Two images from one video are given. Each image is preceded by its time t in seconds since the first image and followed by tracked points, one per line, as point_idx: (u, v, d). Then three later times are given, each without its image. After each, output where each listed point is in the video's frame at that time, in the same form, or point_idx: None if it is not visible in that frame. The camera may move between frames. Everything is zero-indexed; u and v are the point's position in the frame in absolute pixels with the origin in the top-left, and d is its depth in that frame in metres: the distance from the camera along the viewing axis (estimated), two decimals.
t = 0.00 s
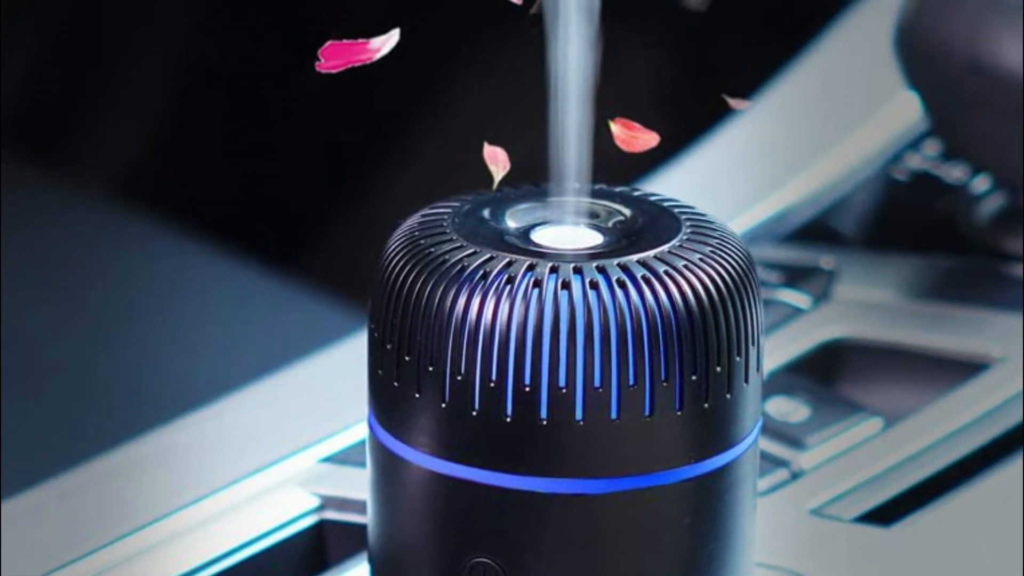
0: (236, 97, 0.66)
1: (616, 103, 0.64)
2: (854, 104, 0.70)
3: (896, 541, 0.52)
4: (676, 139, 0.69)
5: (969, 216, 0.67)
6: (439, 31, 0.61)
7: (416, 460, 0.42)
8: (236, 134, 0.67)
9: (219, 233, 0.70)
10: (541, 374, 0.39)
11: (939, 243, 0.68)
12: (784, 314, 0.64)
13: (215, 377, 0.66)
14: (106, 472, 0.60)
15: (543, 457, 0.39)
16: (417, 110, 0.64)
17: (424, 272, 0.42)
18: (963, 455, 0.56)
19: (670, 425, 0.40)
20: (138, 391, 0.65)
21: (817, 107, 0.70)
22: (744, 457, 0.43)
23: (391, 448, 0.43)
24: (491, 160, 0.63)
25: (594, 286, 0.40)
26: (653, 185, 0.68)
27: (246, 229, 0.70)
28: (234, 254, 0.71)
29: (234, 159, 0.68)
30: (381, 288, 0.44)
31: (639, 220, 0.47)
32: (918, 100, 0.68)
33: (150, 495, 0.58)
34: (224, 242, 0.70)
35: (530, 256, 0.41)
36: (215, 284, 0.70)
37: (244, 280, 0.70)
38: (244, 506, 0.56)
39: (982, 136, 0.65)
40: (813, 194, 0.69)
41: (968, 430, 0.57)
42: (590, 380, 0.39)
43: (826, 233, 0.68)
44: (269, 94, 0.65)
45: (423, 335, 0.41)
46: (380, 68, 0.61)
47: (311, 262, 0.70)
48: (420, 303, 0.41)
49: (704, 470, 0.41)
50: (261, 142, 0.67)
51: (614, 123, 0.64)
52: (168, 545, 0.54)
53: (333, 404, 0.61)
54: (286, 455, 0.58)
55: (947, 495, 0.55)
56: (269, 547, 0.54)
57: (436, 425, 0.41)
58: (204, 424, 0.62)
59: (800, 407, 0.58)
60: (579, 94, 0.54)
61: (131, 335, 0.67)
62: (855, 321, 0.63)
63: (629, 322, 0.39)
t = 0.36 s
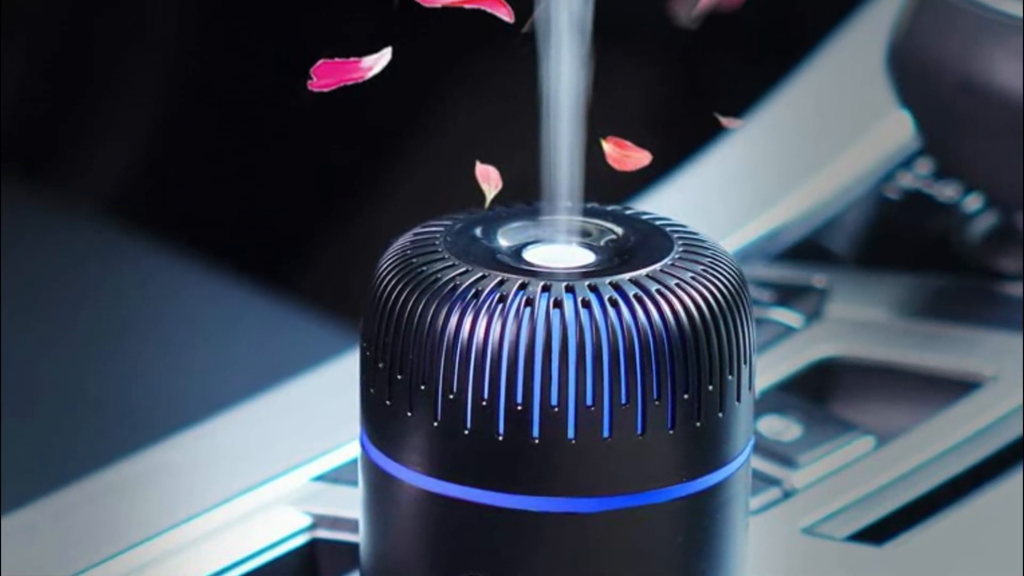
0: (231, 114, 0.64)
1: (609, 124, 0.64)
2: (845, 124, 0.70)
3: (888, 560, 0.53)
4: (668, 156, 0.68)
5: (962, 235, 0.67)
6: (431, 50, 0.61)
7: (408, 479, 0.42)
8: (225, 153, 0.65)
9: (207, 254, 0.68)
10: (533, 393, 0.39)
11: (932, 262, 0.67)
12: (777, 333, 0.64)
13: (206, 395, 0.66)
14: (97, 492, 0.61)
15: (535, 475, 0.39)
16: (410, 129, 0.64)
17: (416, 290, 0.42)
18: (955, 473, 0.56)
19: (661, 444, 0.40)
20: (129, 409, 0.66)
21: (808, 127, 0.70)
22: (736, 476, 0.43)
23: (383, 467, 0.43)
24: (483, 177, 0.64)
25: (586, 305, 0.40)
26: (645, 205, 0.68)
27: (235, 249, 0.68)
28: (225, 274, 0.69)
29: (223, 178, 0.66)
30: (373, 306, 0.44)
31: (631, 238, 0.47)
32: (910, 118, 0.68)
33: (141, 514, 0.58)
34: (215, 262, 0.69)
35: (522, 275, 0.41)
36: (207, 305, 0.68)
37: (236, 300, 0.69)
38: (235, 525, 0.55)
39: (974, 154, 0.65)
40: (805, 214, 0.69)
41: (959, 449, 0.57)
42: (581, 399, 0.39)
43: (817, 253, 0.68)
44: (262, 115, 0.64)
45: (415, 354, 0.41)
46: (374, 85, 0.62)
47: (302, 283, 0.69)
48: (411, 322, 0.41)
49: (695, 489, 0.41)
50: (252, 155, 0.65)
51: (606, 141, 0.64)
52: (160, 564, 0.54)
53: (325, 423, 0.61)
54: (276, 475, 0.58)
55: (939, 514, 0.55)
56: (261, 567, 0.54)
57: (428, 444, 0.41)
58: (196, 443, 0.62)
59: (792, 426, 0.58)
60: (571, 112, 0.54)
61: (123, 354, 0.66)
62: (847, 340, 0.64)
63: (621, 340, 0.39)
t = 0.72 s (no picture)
0: (228, 142, 0.66)
1: (599, 140, 0.64)
2: (836, 144, 0.71)
3: None
4: (662, 175, 0.70)
5: (954, 253, 0.68)
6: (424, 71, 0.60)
7: (400, 497, 0.42)
8: (223, 172, 0.67)
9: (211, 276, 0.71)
10: (525, 412, 0.39)
11: (924, 280, 0.68)
12: (769, 352, 0.63)
13: (201, 416, 0.64)
14: (89, 511, 0.59)
15: (527, 494, 0.39)
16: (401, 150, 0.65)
17: (408, 309, 0.42)
18: (948, 492, 0.56)
19: (654, 463, 0.40)
20: (122, 426, 0.64)
21: (801, 147, 0.71)
22: (729, 495, 0.43)
23: (375, 485, 0.43)
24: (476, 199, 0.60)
25: (578, 323, 0.40)
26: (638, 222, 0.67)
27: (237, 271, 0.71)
28: (220, 293, 0.71)
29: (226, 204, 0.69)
30: (365, 325, 0.44)
31: (623, 257, 0.47)
32: (901, 136, 0.70)
33: (135, 533, 0.57)
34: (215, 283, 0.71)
35: (514, 293, 0.41)
36: (200, 323, 0.68)
37: (230, 317, 0.69)
38: (227, 544, 0.55)
39: (967, 174, 0.66)
40: (798, 232, 0.68)
41: (951, 467, 0.57)
42: (574, 417, 0.39)
43: (811, 271, 0.67)
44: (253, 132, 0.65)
45: (407, 373, 0.41)
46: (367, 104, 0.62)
47: (297, 301, 0.70)
48: (403, 340, 0.41)
49: (688, 508, 0.41)
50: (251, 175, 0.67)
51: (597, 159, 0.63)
52: None
53: (317, 442, 0.61)
54: (266, 495, 0.58)
55: (931, 533, 0.55)
56: None
57: (420, 463, 0.41)
58: (189, 462, 0.61)
59: (784, 444, 0.59)
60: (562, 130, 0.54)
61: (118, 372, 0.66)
62: (841, 359, 0.63)
63: (613, 359, 0.40)
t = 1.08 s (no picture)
0: (214, 148, 0.61)
1: (591, 161, 0.65)
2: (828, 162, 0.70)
3: None
4: (653, 194, 0.67)
5: (946, 272, 0.68)
6: (415, 87, 0.61)
7: (393, 516, 0.43)
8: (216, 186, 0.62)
9: (188, 286, 0.64)
10: (516, 431, 0.41)
11: (915, 299, 0.68)
12: (761, 371, 0.65)
13: (192, 436, 0.64)
14: (82, 529, 0.61)
15: (518, 513, 0.41)
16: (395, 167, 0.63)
17: (400, 328, 0.43)
18: (940, 510, 0.57)
19: (644, 482, 0.41)
20: (113, 448, 0.63)
21: (792, 165, 0.70)
22: (718, 515, 0.45)
23: (369, 505, 0.44)
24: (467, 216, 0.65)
25: (570, 342, 0.41)
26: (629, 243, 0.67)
27: (215, 287, 0.64)
28: (210, 310, 0.64)
29: (208, 205, 0.62)
30: (357, 344, 0.45)
31: (615, 275, 0.47)
32: (894, 155, 0.69)
33: (127, 552, 0.58)
34: (191, 292, 0.64)
35: (506, 313, 0.43)
36: (190, 342, 0.64)
37: (227, 336, 0.65)
38: (219, 563, 0.56)
39: (958, 193, 0.66)
40: (789, 251, 0.70)
41: (944, 485, 0.58)
42: (565, 436, 0.41)
43: (803, 291, 0.69)
44: (247, 151, 0.61)
45: (399, 393, 0.42)
46: (358, 122, 0.62)
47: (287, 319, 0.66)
48: (395, 360, 0.43)
49: (677, 527, 0.42)
50: (232, 182, 0.61)
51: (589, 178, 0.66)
52: None
53: (309, 461, 0.61)
54: (259, 513, 0.58)
55: (924, 551, 0.56)
56: None
57: (412, 482, 0.42)
58: (181, 480, 0.63)
59: (775, 463, 0.59)
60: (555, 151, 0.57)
61: (104, 396, 0.63)
62: (832, 377, 0.65)
63: (605, 377, 0.41)
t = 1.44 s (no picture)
0: (203, 170, 0.60)
1: (584, 179, 0.65)
2: (822, 180, 0.69)
3: None
4: (646, 213, 0.67)
5: (938, 291, 0.68)
6: (405, 108, 0.61)
7: (384, 535, 0.43)
8: (207, 207, 0.61)
9: (173, 306, 0.62)
10: (509, 449, 0.41)
11: (906, 317, 0.68)
12: (753, 390, 0.67)
13: (184, 452, 0.64)
14: (74, 548, 0.63)
15: (510, 532, 0.41)
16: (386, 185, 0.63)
17: (391, 346, 0.43)
18: (932, 529, 0.62)
19: (637, 499, 0.41)
20: (103, 465, 0.63)
21: (785, 184, 0.69)
22: (712, 533, 0.45)
23: (360, 523, 0.44)
24: (458, 235, 0.65)
25: (562, 360, 0.41)
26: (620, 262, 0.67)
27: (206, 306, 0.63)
28: (199, 328, 0.63)
29: (194, 227, 0.61)
30: (349, 362, 0.45)
31: (607, 294, 0.48)
32: (886, 173, 0.68)
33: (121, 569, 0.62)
34: (176, 313, 0.63)
35: (498, 331, 0.43)
36: (182, 362, 0.63)
37: (216, 354, 0.64)
38: None
39: (951, 212, 0.66)
40: (782, 269, 0.69)
41: (936, 504, 0.63)
42: (558, 454, 0.41)
43: (794, 308, 0.69)
44: (237, 169, 0.61)
45: (391, 411, 0.42)
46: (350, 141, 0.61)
47: (278, 339, 0.65)
48: (387, 379, 0.43)
49: (671, 545, 0.42)
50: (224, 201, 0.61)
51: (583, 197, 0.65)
52: None
53: (301, 480, 0.63)
54: (252, 531, 0.62)
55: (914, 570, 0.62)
56: None
57: (404, 500, 0.42)
58: (173, 497, 0.64)
59: (768, 482, 0.63)
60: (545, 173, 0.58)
61: (95, 414, 0.63)
62: (825, 396, 0.67)
63: (597, 397, 0.41)
